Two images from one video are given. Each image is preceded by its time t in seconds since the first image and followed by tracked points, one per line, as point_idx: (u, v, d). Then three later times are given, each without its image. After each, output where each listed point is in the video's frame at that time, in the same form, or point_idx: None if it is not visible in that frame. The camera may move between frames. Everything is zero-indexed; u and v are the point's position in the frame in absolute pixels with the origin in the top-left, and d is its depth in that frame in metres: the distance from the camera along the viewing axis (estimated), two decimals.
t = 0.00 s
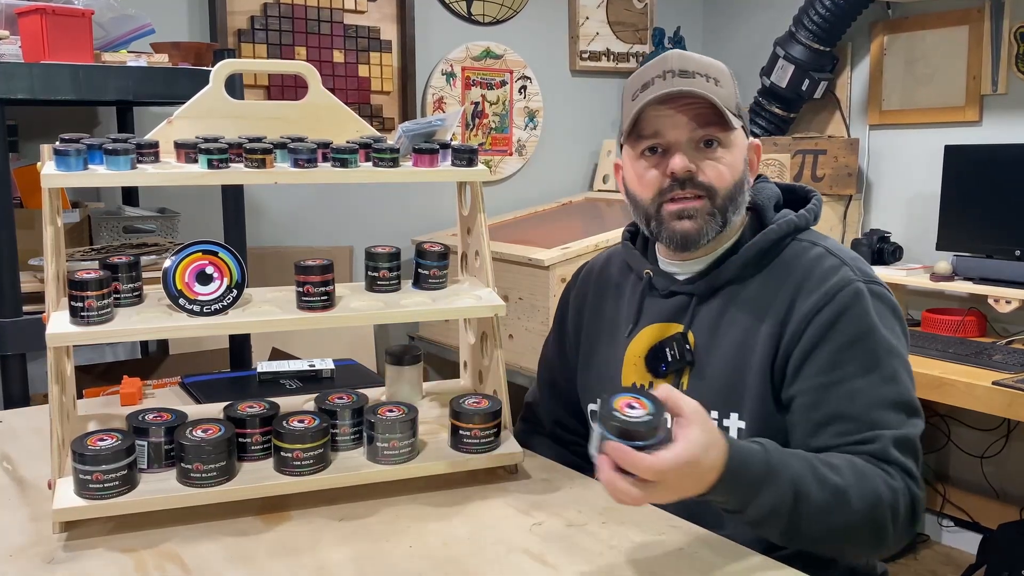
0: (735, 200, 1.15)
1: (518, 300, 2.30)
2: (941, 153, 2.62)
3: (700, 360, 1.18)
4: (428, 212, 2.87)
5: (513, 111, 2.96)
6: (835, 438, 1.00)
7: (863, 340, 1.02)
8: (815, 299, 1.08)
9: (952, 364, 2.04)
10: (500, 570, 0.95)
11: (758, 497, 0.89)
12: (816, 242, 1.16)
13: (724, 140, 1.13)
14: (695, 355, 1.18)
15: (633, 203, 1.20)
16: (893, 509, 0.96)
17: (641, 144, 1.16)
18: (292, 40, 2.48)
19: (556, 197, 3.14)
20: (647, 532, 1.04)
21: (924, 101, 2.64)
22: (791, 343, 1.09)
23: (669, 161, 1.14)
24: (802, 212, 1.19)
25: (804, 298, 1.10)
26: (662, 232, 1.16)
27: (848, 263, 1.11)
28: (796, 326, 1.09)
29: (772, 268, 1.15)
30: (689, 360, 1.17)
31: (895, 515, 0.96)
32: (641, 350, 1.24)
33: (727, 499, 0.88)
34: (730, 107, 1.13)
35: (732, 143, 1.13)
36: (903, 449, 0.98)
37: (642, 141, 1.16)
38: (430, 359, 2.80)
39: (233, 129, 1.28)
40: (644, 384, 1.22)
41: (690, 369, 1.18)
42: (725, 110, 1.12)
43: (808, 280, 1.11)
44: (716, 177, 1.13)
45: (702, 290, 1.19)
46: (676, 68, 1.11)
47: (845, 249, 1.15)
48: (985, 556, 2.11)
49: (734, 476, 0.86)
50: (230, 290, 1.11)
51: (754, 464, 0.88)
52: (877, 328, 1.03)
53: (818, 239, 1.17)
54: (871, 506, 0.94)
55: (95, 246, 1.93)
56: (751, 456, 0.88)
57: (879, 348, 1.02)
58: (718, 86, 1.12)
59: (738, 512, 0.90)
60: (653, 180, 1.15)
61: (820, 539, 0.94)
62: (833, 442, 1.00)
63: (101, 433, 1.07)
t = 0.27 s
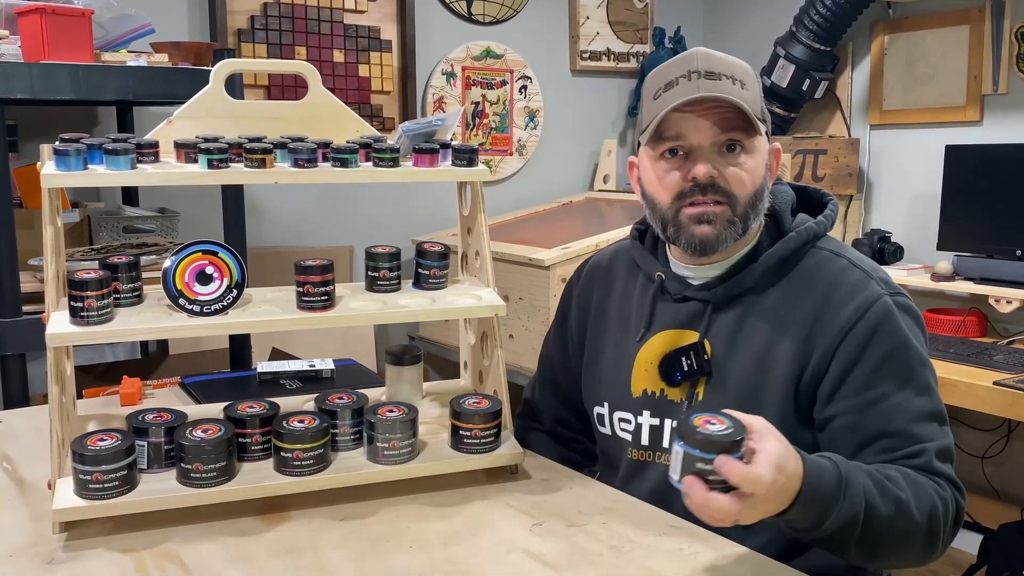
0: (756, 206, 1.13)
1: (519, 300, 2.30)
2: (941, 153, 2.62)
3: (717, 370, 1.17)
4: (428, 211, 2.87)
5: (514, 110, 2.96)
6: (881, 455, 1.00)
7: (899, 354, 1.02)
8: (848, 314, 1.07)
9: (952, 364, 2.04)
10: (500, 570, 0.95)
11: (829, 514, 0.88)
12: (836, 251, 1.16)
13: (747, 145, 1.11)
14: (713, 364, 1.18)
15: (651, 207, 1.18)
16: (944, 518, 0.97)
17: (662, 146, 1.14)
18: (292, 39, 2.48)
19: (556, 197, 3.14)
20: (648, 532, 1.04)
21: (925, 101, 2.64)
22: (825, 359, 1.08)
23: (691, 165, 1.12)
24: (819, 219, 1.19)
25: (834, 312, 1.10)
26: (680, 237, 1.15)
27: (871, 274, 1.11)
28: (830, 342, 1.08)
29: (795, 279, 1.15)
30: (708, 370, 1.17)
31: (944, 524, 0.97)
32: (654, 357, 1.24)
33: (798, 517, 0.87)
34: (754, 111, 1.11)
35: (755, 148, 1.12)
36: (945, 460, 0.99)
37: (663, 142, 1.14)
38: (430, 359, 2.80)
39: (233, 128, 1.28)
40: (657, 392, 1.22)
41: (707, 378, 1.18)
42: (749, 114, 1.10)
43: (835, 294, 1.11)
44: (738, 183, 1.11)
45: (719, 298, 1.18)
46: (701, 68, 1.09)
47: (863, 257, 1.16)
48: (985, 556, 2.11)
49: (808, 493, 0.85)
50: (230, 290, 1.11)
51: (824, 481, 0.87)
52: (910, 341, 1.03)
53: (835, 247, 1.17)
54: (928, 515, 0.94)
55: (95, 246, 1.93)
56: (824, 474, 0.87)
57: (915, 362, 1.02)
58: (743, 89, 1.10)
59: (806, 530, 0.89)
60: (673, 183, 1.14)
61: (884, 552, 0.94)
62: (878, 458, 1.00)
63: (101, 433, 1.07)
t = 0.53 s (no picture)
0: (772, 217, 1.12)
1: (519, 300, 2.30)
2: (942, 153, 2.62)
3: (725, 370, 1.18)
4: (428, 211, 2.86)
5: (514, 110, 2.96)
6: (869, 454, 1.00)
7: (900, 358, 1.02)
8: (854, 316, 1.07)
9: (953, 365, 2.04)
10: (500, 571, 0.95)
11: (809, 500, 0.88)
12: (851, 254, 1.15)
13: (769, 156, 1.10)
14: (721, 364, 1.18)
15: (670, 209, 1.18)
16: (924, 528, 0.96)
17: (684, 150, 1.13)
18: (292, 39, 2.48)
19: (556, 197, 3.14)
20: (648, 533, 1.04)
21: (925, 100, 2.64)
22: (829, 358, 1.08)
23: (712, 172, 1.11)
24: (834, 222, 1.19)
25: (842, 313, 1.10)
26: (695, 245, 1.15)
27: (886, 278, 1.11)
28: (834, 342, 1.08)
29: (807, 280, 1.15)
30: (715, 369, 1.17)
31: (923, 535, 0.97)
32: (662, 357, 1.24)
33: (778, 498, 0.88)
34: (780, 121, 1.10)
35: (778, 159, 1.10)
36: (933, 470, 0.98)
37: (686, 147, 1.13)
38: (430, 359, 2.80)
39: (233, 128, 1.28)
40: (662, 392, 1.23)
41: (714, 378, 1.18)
42: (773, 123, 1.08)
43: (846, 295, 1.11)
44: (757, 194, 1.10)
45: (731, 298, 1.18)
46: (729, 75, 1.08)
47: (879, 261, 1.15)
48: (986, 556, 2.11)
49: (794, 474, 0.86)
50: (230, 290, 1.11)
51: (810, 467, 0.87)
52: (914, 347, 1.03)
53: (851, 250, 1.16)
54: (908, 517, 0.94)
55: (95, 246, 1.93)
56: (811, 455, 0.87)
57: (917, 367, 1.02)
58: (771, 96, 1.09)
59: (784, 514, 0.89)
60: (692, 189, 1.13)
61: (859, 548, 0.94)
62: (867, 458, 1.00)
63: (100, 433, 1.07)
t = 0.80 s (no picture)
0: (781, 221, 1.14)
1: (519, 300, 2.30)
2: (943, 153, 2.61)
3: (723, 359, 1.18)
4: (428, 211, 2.86)
5: (514, 110, 2.96)
6: (831, 440, 1.00)
7: (881, 351, 1.02)
8: (845, 308, 1.08)
9: (954, 365, 2.04)
10: (500, 572, 0.95)
11: (752, 470, 0.87)
12: (855, 251, 1.16)
13: (793, 161, 1.10)
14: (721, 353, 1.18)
15: (687, 187, 1.19)
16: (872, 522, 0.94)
17: (715, 133, 1.13)
18: (292, 39, 2.47)
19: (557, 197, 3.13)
20: (648, 533, 1.04)
21: (926, 100, 2.64)
22: (815, 347, 1.09)
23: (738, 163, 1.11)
24: (841, 221, 1.19)
25: (835, 305, 1.10)
26: (700, 227, 1.17)
27: (886, 277, 1.11)
28: (821, 331, 1.09)
29: (808, 275, 1.16)
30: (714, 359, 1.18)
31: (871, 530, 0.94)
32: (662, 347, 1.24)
33: (721, 467, 0.87)
34: (814, 131, 1.10)
35: (801, 165, 1.11)
36: (892, 465, 0.96)
37: (717, 132, 1.13)
38: (430, 359, 2.79)
39: (233, 128, 1.28)
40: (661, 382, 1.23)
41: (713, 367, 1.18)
42: (806, 130, 1.09)
43: (841, 289, 1.11)
44: (773, 195, 1.11)
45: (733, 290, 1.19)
46: (780, 74, 1.08)
47: (884, 262, 1.15)
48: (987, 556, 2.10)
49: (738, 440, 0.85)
50: (230, 290, 1.11)
51: (755, 439, 0.86)
52: (898, 342, 1.02)
53: (858, 249, 1.17)
54: (853, 507, 0.92)
55: (95, 246, 1.93)
56: (757, 427, 0.87)
57: (896, 361, 1.01)
58: (812, 105, 1.09)
59: (727, 485, 0.89)
60: (713, 174, 1.13)
61: (798, 533, 0.92)
62: (829, 445, 0.99)
63: (100, 434, 1.06)
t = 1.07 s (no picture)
0: (785, 214, 1.13)
1: (520, 300, 2.29)
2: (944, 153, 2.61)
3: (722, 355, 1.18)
4: (429, 211, 2.86)
5: (515, 110, 2.96)
6: (820, 435, 1.00)
7: (875, 348, 1.02)
8: (841, 307, 1.08)
9: (954, 365, 2.04)
10: (501, 572, 0.94)
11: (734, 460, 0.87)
12: (856, 251, 1.17)
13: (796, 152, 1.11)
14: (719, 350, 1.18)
15: (688, 178, 1.20)
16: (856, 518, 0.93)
17: (719, 123, 1.14)
18: (292, 39, 2.47)
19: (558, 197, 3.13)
20: (649, 533, 1.04)
21: (927, 100, 2.63)
22: (811, 344, 1.09)
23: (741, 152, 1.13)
24: (843, 222, 1.19)
25: (832, 303, 1.10)
26: (702, 217, 1.16)
27: (885, 276, 1.11)
28: (818, 328, 1.09)
29: (808, 274, 1.16)
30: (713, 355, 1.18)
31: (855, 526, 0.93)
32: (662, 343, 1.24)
33: (704, 455, 0.88)
34: (818, 123, 1.11)
35: (804, 158, 1.12)
36: (879, 462, 0.96)
37: (721, 122, 1.14)
38: (431, 360, 2.79)
39: (233, 127, 1.28)
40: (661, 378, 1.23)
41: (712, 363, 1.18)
42: (810, 123, 1.10)
43: (839, 288, 1.11)
44: (775, 185, 1.11)
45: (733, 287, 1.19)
46: (785, 68, 1.10)
47: (886, 263, 1.15)
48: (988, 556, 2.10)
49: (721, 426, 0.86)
50: (230, 290, 1.10)
51: (738, 428, 0.87)
52: (892, 341, 1.02)
53: (860, 251, 1.17)
54: (838, 502, 0.91)
55: (95, 246, 1.92)
56: (740, 416, 0.87)
57: (890, 359, 1.01)
58: (816, 100, 1.10)
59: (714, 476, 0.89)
60: (715, 163, 1.14)
61: (782, 525, 0.91)
62: (817, 439, 0.99)
63: (100, 434, 1.06)
